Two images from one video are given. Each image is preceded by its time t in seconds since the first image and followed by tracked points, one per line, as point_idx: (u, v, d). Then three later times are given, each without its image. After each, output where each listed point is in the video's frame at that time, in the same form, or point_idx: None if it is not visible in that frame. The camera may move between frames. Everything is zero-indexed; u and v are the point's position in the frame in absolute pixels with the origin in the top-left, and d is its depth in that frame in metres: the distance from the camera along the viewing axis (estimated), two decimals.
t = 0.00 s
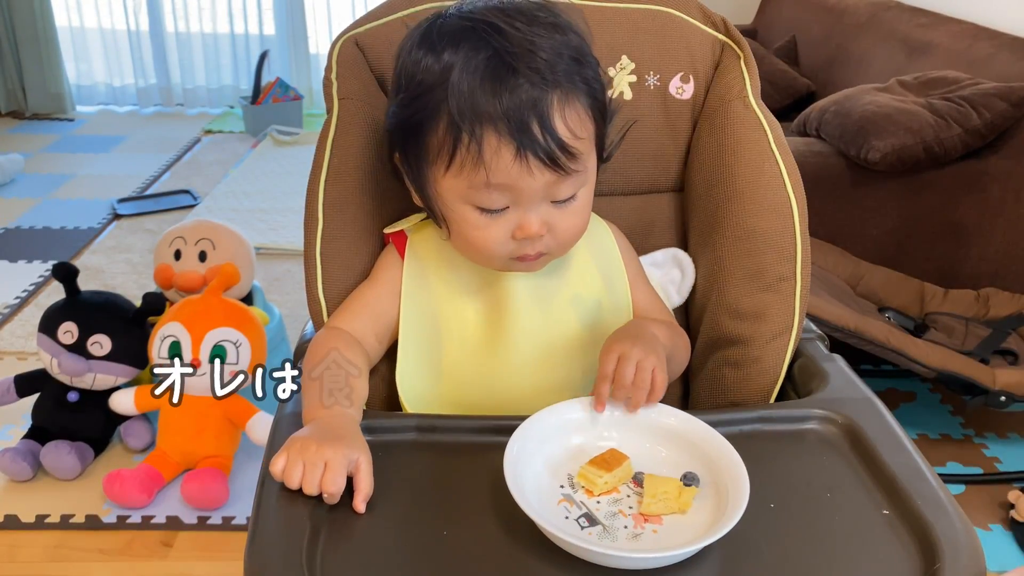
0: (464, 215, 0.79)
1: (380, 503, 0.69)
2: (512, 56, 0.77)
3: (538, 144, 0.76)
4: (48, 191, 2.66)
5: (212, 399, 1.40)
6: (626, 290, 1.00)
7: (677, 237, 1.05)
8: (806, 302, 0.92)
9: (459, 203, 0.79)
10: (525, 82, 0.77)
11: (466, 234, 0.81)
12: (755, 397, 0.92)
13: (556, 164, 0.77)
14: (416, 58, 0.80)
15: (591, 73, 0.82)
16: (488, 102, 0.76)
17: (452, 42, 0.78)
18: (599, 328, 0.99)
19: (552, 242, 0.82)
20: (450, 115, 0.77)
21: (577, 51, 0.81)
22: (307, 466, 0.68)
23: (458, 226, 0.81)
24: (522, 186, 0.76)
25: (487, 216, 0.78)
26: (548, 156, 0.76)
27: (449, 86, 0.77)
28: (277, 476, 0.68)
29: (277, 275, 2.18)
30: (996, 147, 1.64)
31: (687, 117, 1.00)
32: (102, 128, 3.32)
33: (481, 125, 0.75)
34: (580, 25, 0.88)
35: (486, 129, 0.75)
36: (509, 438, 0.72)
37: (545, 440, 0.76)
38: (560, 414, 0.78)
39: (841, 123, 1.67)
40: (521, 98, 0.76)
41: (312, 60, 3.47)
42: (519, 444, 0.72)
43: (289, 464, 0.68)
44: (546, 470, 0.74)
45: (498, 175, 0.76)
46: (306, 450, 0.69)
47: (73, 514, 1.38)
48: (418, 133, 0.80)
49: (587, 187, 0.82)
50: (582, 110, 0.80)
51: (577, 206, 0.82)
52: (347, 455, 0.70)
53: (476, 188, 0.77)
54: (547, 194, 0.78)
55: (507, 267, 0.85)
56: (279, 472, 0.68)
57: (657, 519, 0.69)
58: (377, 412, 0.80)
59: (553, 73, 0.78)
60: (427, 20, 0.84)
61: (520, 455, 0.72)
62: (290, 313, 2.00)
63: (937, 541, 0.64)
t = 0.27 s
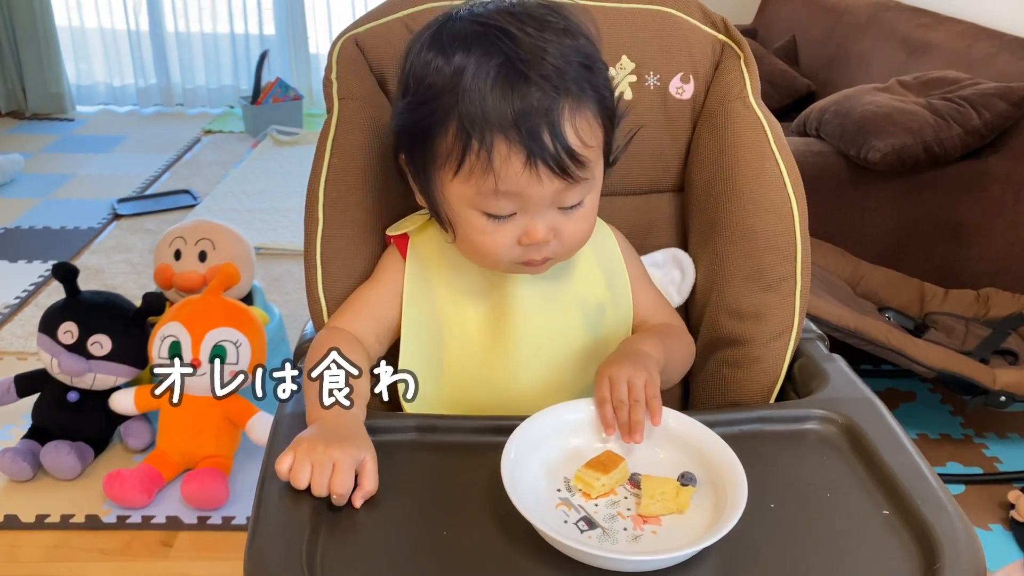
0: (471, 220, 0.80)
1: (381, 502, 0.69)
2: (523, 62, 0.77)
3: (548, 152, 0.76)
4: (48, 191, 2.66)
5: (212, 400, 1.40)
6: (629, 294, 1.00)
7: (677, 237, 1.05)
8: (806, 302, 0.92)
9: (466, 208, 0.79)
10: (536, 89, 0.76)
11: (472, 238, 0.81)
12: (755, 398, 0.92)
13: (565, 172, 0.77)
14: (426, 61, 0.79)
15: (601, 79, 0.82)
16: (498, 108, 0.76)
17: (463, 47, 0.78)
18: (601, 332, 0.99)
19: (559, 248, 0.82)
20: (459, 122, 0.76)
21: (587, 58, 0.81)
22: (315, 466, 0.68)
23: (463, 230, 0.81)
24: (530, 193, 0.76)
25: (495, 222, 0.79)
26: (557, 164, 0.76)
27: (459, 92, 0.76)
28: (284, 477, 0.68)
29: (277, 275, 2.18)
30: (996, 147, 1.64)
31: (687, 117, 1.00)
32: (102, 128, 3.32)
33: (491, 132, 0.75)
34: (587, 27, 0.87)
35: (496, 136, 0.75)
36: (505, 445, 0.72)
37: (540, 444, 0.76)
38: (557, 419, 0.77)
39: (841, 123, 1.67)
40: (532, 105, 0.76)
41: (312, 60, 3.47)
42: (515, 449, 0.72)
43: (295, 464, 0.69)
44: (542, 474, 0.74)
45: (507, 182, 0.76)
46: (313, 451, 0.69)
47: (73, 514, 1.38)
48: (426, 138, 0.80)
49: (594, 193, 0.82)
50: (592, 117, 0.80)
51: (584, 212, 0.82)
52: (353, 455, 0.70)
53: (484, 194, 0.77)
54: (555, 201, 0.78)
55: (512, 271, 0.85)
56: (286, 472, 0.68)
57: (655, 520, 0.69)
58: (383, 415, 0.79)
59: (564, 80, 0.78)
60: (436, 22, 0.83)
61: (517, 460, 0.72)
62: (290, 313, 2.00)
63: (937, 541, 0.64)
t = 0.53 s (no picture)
0: (472, 223, 0.80)
1: (381, 502, 0.69)
2: (528, 67, 0.77)
3: (551, 157, 0.76)
4: (48, 191, 2.66)
5: (212, 400, 1.40)
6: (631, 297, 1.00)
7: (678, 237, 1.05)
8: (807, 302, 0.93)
9: (468, 211, 0.79)
10: (540, 94, 0.76)
11: (474, 242, 0.81)
12: (755, 398, 0.92)
13: (568, 177, 0.77)
14: (430, 64, 0.79)
15: (605, 84, 0.82)
16: (502, 113, 0.76)
17: (467, 50, 0.78)
18: (601, 335, 0.99)
19: (561, 252, 0.82)
20: (462, 126, 0.76)
21: (592, 62, 0.81)
22: (316, 467, 0.68)
23: (464, 232, 0.82)
24: (532, 198, 0.76)
25: (497, 226, 0.79)
26: (561, 169, 0.76)
27: (463, 95, 0.76)
28: (285, 478, 0.68)
29: (277, 275, 2.18)
30: (996, 147, 1.64)
31: (687, 117, 1.00)
32: (103, 128, 3.32)
33: (494, 137, 0.75)
34: (591, 28, 0.87)
35: (499, 141, 0.75)
36: (477, 431, 0.73)
37: (523, 430, 0.76)
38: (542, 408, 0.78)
39: (841, 123, 1.67)
40: (536, 110, 0.76)
41: (312, 60, 3.47)
42: (490, 433, 0.73)
43: (296, 464, 0.68)
44: (517, 458, 0.75)
45: (509, 187, 0.76)
46: (313, 451, 0.69)
47: (73, 514, 1.38)
48: (429, 141, 0.80)
49: (597, 197, 0.82)
50: (595, 122, 0.80)
51: (587, 216, 0.82)
52: (354, 455, 0.70)
53: (486, 198, 0.77)
54: (558, 205, 0.78)
55: (513, 273, 0.85)
56: (286, 473, 0.68)
57: (619, 504, 0.69)
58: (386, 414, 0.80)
59: (568, 85, 0.78)
60: (439, 23, 0.83)
61: (491, 444, 0.73)
62: (290, 313, 2.00)
63: (937, 543, 0.64)
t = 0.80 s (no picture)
0: (470, 223, 0.80)
1: (382, 502, 0.69)
2: (524, 65, 0.76)
3: (547, 156, 0.76)
4: (48, 191, 2.66)
5: (212, 399, 1.40)
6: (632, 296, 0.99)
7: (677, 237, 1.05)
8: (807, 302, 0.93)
9: (466, 210, 0.79)
10: (536, 93, 0.76)
11: (472, 241, 0.81)
12: (755, 398, 0.91)
13: (565, 175, 0.77)
14: (427, 63, 0.79)
15: (602, 82, 0.81)
16: (498, 112, 0.76)
17: (463, 49, 0.78)
18: (600, 335, 1.00)
19: (559, 250, 0.82)
20: (459, 125, 0.76)
21: (589, 60, 0.81)
22: (317, 467, 0.68)
23: (463, 231, 0.81)
24: (529, 197, 0.76)
25: (494, 225, 0.79)
26: (557, 167, 0.76)
27: (460, 94, 0.76)
28: (286, 477, 0.68)
29: (277, 275, 2.18)
30: (996, 147, 1.64)
31: (687, 117, 1.00)
32: (103, 128, 3.32)
33: (491, 136, 0.75)
34: (589, 27, 0.87)
35: (496, 140, 0.75)
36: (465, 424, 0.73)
37: (511, 422, 0.77)
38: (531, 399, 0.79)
39: (841, 123, 1.67)
40: (532, 109, 0.76)
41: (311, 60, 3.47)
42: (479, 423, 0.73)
43: (298, 463, 0.68)
44: (506, 450, 0.75)
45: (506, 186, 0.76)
46: (315, 450, 0.69)
47: (73, 514, 1.38)
48: (427, 141, 0.79)
49: (594, 196, 0.82)
50: (592, 120, 0.80)
51: (585, 215, 0.82)
52: (355, 454, 0.70)
53: (483, 197, 0.77)
54: (555, 204, 0.78)
55: (512, 272, 0.85)
56: (287, 472, 0.68)
57: (602, 510, 0.69)
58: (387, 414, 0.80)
59: (564, 83, 0.78)
60: (436, 23, 0.83)
61: (479, 436, 0.73)
62: (290, 313, 2.00)
63: (938, 543, 0.64)
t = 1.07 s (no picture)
0: (467, 220, 0.79)
1: (382, 502, 0.69)
2: (518, 62, 0.77)
3: (542, 151, 0.76)
4: (48, 191, 2.66)
5: (212, 400, 1.40)
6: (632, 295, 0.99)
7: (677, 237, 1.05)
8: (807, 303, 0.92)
9: (463, 207, 0.79)
10: (530, 88, 0.76)
11: (469, 238, 0.81)
12: (755, 398, 0.92)
13: (560, 171, 0.77)
14: (422, 61, 0.80)
15: (598, 79, 0.82)
16: (492, 108, 0.76)
17: (458, 46, 0.78)
18: (600, 334, 0.99)
19: (556, 247, 0.82)
20: (454, 121, 0.76)
21: (584, 57, 0.81)
22: (317, 467, 0.68)
23: (460, 229, 0.81)
24: (525, 193, 0.76)
25: (490, 221, 0.78)
26: (552, 162, 0.76)
27: (454, 91, 0.77)
28: (285, 478, 0.68)
29: (277, 275, 2.18)
30: (996, 147, 1.64)
31: (687, 117, 1.00)
32: (103, 128, 3.32)
33: (485, 131, 0.75)
34: (586, 27, 0.87)
35: (490, 135, 0.75)
36: (466, 436, 0.72)
37: (513, 431, 0.77)
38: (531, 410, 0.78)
39: (841, 123, 1.67)
40: (526, 103, 0.76)
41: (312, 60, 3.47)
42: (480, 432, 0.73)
43: (297, 464, 0.69)
44: (507, 459, 0.75)
45: (501, 181, 0.76)
46: (314, 451, 0.69)
47: (73, 514, 1.38)
48: (423, 138, 0.80)
49: (591, 193, 0.82)
50: (587, 116, 0.80)
51: (582, 211, 0.81)
52: (354, 455, 0.70)
53: (479, 193, 0.77)
54: (551, 200, 0.78)
55: (509, 270, 0.85)
56: (286, 472, 0.68)
57: (603, 520, 0.69)
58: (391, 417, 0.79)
59: (559, 79, 0.78)
60: (433, 23, 0.83)
61: (480, 442, 0.73)
62: (290, 313, 2.00)
63: (937, 542, 0.64)
